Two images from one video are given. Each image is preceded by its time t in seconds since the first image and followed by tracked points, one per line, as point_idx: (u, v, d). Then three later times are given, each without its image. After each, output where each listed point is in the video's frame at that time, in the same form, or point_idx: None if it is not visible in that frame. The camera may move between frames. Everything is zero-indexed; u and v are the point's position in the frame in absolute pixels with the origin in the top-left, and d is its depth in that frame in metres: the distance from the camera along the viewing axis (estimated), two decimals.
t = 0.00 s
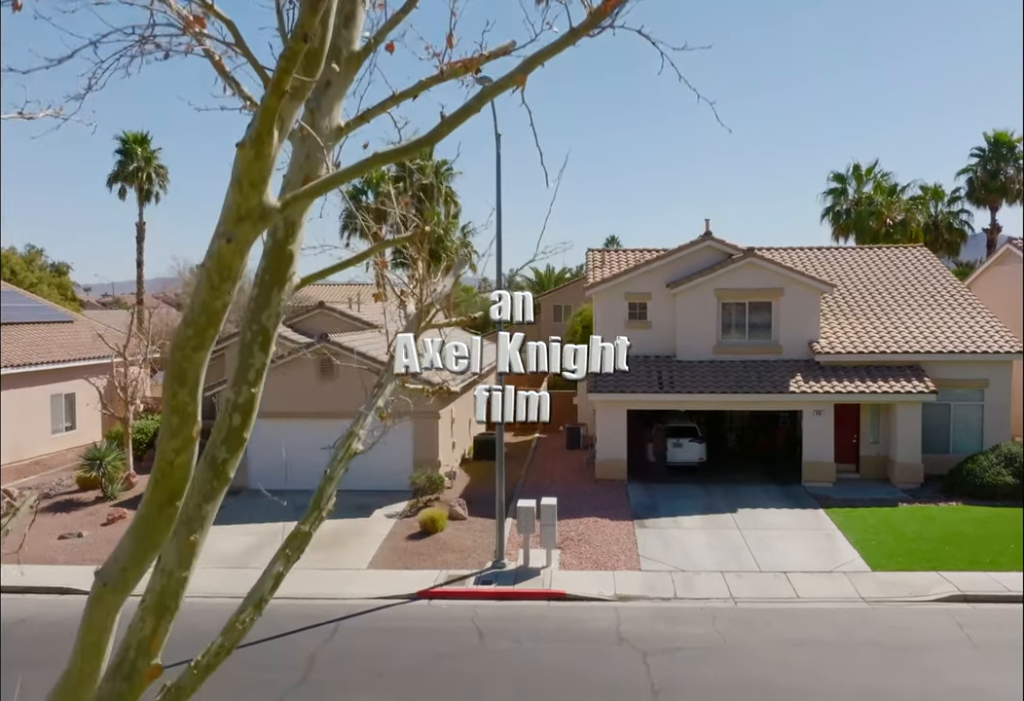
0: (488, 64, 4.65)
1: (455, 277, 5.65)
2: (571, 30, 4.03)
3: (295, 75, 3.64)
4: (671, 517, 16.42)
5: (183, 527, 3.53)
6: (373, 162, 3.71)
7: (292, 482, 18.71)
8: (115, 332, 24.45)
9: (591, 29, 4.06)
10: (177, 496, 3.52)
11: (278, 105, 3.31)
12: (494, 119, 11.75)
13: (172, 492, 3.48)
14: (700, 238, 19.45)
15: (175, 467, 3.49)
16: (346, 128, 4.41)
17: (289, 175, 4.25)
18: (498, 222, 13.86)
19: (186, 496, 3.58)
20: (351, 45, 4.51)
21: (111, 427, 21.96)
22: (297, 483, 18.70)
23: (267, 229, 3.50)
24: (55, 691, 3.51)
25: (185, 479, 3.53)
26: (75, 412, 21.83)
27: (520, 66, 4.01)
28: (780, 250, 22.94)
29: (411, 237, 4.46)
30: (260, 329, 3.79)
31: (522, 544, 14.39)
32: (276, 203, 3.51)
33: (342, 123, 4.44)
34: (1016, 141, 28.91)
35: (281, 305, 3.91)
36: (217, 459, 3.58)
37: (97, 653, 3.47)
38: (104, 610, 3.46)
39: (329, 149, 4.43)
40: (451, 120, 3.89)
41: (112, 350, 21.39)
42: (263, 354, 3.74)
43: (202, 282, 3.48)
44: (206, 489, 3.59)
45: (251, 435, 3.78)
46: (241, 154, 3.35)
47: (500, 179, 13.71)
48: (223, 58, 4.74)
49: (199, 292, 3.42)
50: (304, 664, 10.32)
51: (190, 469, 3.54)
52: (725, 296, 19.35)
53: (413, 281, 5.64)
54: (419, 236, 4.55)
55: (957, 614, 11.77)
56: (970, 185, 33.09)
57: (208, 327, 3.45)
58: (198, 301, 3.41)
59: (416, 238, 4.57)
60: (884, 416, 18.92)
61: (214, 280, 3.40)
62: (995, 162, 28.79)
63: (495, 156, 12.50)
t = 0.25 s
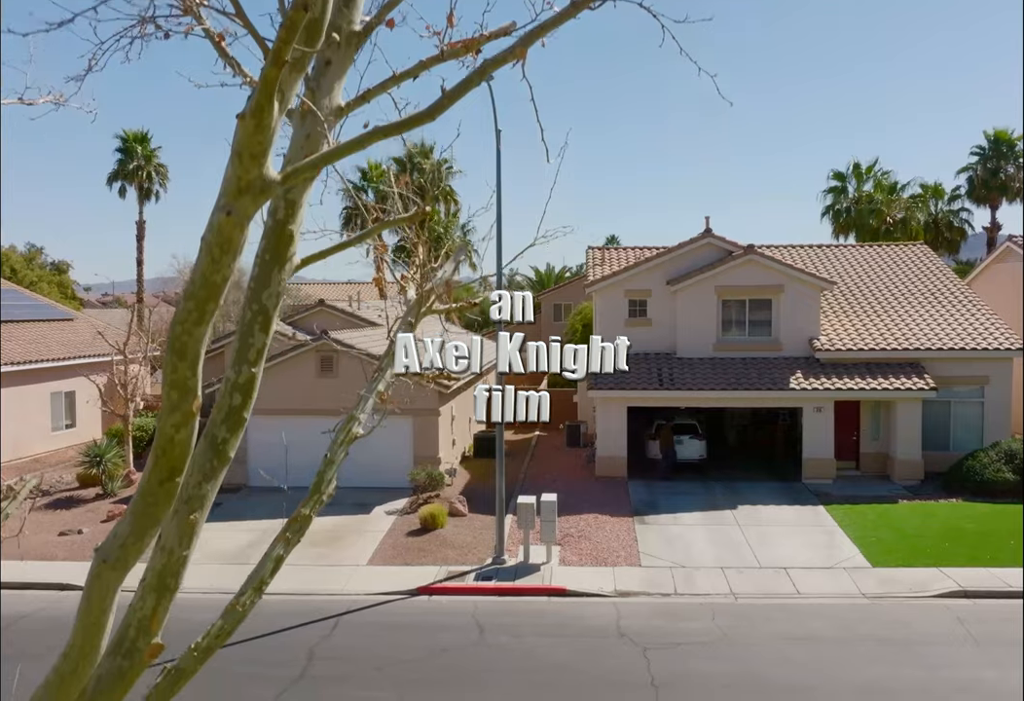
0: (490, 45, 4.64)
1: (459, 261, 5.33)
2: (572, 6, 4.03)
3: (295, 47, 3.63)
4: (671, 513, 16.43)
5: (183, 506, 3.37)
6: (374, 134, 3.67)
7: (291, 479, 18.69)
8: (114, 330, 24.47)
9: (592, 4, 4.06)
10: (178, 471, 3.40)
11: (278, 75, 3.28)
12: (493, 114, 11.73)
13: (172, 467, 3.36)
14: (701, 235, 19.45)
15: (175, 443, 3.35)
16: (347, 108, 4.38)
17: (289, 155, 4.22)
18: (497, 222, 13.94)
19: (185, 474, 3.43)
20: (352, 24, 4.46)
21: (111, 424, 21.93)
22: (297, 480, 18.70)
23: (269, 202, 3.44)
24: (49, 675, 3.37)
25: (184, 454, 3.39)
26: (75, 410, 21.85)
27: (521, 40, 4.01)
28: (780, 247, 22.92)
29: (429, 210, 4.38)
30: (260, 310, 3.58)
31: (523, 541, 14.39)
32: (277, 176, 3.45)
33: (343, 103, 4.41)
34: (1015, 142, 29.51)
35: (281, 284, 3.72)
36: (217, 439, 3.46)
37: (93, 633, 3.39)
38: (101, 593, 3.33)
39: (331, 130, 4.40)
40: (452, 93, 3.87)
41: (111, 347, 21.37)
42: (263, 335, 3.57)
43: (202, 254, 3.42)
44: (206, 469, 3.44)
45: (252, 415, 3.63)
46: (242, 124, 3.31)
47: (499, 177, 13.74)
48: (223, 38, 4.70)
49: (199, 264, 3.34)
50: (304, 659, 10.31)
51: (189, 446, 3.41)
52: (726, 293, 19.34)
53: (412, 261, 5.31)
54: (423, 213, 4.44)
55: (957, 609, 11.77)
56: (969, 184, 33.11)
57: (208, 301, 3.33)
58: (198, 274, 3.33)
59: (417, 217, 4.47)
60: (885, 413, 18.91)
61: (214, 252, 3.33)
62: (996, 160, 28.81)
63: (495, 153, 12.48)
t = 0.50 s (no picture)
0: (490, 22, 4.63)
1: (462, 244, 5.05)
2: None
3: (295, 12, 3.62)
4: (671, 509, 16.43)
5: (183, 479, 3.33)
6: (374, 103, 3.66)
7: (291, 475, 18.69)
8: (114, 327, 24.48)
9: None
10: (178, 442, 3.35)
11: (278, 39, 3.27)
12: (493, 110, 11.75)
13: (173, 438, 3.30)
14: (701, 231, 19.45)
15: (175, 414, 3.30)
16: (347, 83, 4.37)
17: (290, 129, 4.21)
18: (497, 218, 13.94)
19: (186, 447, 3.40)
20: None
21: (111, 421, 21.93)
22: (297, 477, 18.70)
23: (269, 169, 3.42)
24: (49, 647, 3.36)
25: (184, 426, 3.35)
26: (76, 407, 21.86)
27: (520, 9, 4.01)
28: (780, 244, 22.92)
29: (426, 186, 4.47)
30: (261, 285, 3.53)
31: (523, 536, 14.39)
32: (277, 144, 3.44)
33: (343, 78, 4.39)
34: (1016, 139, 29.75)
35: (281, 260, 3.67)
36: (217, 414, 3.42)
37: (93, 605, 3.37)
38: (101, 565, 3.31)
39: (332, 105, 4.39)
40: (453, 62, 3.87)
41: (112, 345, 21.38)
42: (263, 311, 3.53)
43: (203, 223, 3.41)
44: (206, 444, 3.41)
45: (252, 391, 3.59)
46: (243, 90, 3.30)
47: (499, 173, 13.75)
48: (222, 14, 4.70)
49: (199, 233, 3.33)
50: (304, 652, 10.31)
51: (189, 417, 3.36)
52: (726, 290, 19.32)
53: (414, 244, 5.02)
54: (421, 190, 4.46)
55: (957, 604, 11.77)
56: (970, 181, 33.12)
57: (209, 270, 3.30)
58: (198, 242, 3.31)
59: (415, 192, 4.49)
60: (885, 410, 18.91)
61: (214, 219, 3.32)
62: (996, 158, 28.81)
63: (496, 149, 12.49)
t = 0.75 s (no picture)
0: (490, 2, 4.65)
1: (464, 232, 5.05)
2: None
3: None
4: (671, 506, 16.43)
5: (183, 456, 3.33)
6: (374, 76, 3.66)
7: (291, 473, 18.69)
8: (114, 324, 24.46)
9: None
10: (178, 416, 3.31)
11: (277, 10, 3.30)
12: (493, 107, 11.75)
13: (172, 412, 3.26)
14: (702, 227, 19.45)
15: (175, 388, 3.29)
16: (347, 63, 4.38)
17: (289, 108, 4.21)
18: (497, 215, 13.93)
19: (186, 423, 3.38)
20: None
21: (110, 418, 21.90)
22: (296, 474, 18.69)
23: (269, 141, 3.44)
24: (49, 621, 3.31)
25: (184, 400, 3.32)
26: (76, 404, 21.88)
27: None
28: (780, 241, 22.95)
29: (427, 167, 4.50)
30: (261, 263, 3.55)
31: (523, 532, 14.39)
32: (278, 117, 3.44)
33: (343, 59, 4.40)
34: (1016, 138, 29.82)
35: (282, 238, 3.67)
36: (218, 391, 3.36)
37: (93, 579, 3.30)
38: (102, 538, 3.29)
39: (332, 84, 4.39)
40: (451, 33, 3.90)
41: (112, 342, 21.39)
42: (264, 288, 3.53)
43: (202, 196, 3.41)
44: (206, 422, 3.41)
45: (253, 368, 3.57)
46: (242, 60, 3.31)
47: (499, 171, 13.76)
48: None
49: (199, 204, 3.34)
50: (304, 647, 10.31)
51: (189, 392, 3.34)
52: (726, 287, 19.34)
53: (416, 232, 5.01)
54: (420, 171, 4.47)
55: (957, 599, 11.77)
56: (970, 181, 33.14)
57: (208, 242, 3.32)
58: (198, 214, 3.33)
59: (414, 173, 4.50)
60: (885, 406, 18.89)
61: (214, 190, 3.32)
62: (996, 157, 28.79)
63: (495, 146, 12.50)
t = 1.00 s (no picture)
0: None
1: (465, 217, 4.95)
2: None
3: None
4: (671, 502, 16.42)
5: (183, 434, 3.08)
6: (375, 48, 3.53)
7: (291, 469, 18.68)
8: (114, 322, 24.49)
9: None
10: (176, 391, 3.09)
11: None
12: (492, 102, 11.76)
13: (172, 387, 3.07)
14: (701, 225, 19.43)
15: (175, 362, 3.08)
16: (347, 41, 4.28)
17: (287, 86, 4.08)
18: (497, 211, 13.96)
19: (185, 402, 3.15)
20: None
21: (110, 416, 21.94)
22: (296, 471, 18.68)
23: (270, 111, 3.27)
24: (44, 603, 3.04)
25: (183, 375, 3.11)
26: (76, 402, 21.90)
27: None
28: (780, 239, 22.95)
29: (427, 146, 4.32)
30: (262, 239, 3.33)
31: (523, 528, 14.39)
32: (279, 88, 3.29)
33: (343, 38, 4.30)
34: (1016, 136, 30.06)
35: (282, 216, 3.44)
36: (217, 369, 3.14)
37: (93, 557, 3.07)
38: (99, 515, 3.05)
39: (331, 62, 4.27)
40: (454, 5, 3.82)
41: (112, 340, 21.40)
42: (264, 266, 3.28)
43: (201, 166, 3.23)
44: (206, 398, 3.16)
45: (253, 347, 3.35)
46: (242, 28, 3.19)
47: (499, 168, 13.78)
48: None
49: (198, 175, 3.17)
50: (303, 642, 10.30)
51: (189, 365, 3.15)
52: (726, 284, 19.31)
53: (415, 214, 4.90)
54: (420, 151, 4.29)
55: (958, 594, 11.77)
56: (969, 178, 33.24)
57: (208, 213, 3.16)
58: (196, 184, 3.15)
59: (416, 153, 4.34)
60: (885, 404, 18.90)
61: (214, 161, 3.15)
62: (996, 154, 28.79)
63: (495, 142, 12.52)
